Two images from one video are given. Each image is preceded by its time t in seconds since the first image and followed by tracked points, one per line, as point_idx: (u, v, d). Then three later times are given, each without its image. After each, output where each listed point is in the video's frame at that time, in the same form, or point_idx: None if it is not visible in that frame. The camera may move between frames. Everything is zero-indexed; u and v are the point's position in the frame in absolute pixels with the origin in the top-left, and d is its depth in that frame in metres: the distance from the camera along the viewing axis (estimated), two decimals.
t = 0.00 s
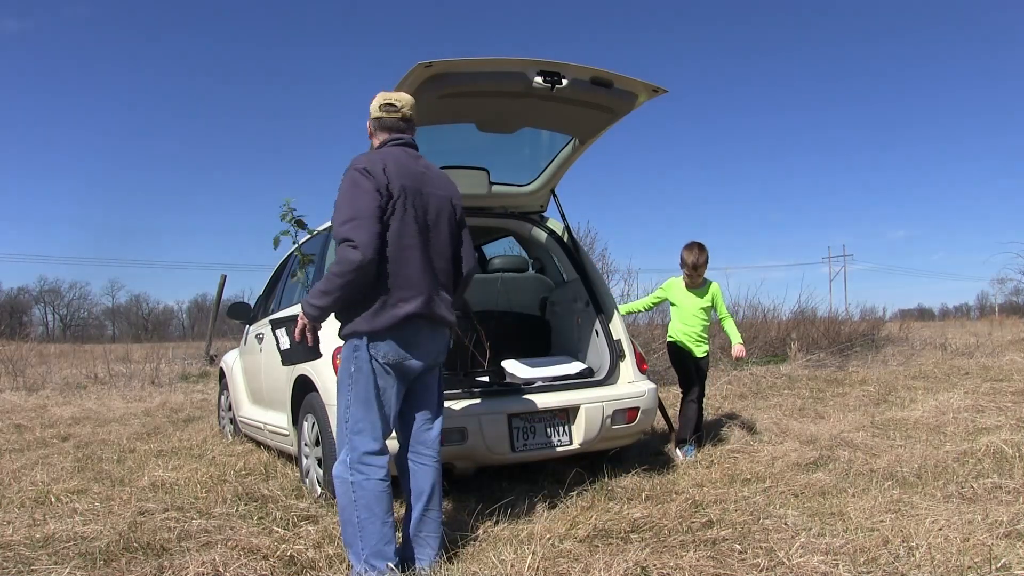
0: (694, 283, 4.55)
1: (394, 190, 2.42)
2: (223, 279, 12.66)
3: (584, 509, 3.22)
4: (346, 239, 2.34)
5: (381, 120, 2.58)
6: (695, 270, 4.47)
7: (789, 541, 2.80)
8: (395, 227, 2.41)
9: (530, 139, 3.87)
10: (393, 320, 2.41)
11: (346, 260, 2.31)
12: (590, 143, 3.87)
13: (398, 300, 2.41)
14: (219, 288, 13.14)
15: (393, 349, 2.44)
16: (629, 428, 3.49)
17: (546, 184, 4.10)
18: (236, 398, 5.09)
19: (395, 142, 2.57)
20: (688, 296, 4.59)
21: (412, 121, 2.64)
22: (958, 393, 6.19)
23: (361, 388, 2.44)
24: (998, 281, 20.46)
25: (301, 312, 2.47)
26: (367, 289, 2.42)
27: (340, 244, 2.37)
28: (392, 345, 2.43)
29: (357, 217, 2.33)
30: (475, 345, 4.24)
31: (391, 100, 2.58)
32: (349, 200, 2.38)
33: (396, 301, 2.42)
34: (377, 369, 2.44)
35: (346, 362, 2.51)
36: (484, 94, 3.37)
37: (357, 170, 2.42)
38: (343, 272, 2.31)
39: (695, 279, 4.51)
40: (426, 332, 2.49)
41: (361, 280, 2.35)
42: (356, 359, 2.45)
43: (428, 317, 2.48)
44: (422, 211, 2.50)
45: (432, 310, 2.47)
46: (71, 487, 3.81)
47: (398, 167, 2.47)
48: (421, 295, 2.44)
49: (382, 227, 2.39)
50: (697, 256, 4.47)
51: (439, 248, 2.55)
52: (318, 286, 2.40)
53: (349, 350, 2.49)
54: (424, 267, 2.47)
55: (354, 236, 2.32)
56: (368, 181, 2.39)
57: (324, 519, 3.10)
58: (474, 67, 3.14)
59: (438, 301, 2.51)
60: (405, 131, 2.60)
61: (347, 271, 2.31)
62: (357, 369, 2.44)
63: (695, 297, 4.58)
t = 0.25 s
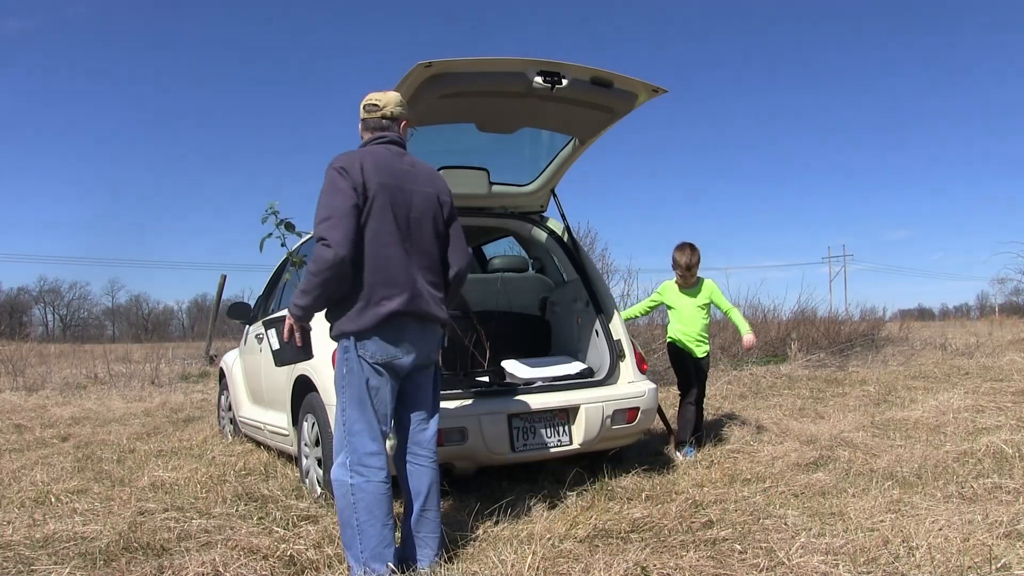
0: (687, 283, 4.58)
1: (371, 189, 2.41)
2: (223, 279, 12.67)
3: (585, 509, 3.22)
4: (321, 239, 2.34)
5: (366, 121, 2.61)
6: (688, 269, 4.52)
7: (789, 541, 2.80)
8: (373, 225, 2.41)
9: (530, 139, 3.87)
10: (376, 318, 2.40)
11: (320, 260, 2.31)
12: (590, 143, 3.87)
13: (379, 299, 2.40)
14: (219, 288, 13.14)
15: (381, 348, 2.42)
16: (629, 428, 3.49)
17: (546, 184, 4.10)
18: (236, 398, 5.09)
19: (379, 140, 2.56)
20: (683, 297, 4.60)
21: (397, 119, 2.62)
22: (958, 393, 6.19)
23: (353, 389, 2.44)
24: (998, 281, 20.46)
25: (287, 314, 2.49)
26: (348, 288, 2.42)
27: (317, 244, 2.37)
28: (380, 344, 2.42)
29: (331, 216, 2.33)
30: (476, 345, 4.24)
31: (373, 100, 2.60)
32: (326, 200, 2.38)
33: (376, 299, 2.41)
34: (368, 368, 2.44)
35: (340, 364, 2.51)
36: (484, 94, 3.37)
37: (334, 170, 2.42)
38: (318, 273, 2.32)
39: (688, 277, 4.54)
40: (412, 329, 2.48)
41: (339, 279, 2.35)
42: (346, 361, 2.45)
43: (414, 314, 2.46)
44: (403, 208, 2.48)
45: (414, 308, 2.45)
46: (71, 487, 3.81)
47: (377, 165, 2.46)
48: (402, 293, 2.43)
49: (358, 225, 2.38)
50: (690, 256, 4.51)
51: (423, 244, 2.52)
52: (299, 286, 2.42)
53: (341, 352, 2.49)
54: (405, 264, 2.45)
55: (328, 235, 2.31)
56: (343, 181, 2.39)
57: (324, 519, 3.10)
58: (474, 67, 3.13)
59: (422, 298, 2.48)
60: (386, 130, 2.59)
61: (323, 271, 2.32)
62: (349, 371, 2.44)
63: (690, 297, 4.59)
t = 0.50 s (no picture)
0: (681, 284, 4.57)
1: (359, 189, 2.41)
2: (223, 279, 12.66)
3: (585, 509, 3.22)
4: (308, 240, 2.35)
5: (360, 120, 2.62)
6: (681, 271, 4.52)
7: (789, 541, 2.80)
8: (360, 225, 2.41)
9: (529, 139, 3.87)
10: (366, 318, 2.40)
11: (307, 261, 2.32)
12: (590, 143, 3.87)
13: (367, 299, 2.41)
14: (219, 288, 13.14)
15: (372, 348, 2.42)
16: (628, 428, 3.48)
17: (546, 184, 4.09)
18: (236, 398, 5.09)
19: (372, 140, 2.57)
20: (677, 298, 4.59)
21: (391, 118, 2.62)
22: (958, 393, 6.19)
23: (347, 390, 2.45)
24: (998, 281, 20.45)
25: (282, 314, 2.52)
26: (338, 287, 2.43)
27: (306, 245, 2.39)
28: (370, 344, 2.42)
29: (318, 216, 2.34)
30: (475, 345, 4.24)
31: (368, 99, 2.61)
32: (314, 200, 2.39)
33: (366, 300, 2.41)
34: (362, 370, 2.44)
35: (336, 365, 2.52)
36: (484, 94, 3.37)
37: (323, 170, 2.42)
38: (305, 273, 2.33)
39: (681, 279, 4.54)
40: (404, 328, 2.46)
41: (327, 278, 2.36)
42: (341, 361, 2.47)
43: (404, 314, 2.45)
44: (392, 207, 2.47)
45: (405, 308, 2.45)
46: (71, 487, 3.81)
47: (365, 164, 2.45)
48: (391, 293, 2.42)
49: (346, 225, 2.39)
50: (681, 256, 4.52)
51: (414, 244, 2.51)
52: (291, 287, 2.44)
53: (337, 353, 2.51)
54: (395, 264, 2.45)
55: (315, 237, 2.32)
56: (331, 182, 2.39)
57: (324, 519, 3.10)
58: (474, 67, 3.14)
59: (413, 298, 2.47)
60: (380, 129, 2.60)
61: (310, 271, 2.33)
62: (344, 372, 2.46)
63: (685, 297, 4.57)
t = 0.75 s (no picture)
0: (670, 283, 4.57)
1: (357, 189, 2.41)
2: (223, 279, 12.66)
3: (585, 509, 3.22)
4: (306, 241, 2.35)
5: (360, 119, 2.62)
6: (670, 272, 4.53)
7: (789, 541, 2.80)
8: (358, 226, 2.41)
9: (530, 139, 3.87)
10: (364, 319, 2.40)
11: (305, 262, 2.32)
12: (590, 143, 3.86)
13: (365, 300, 2.41)
14: (219, 288, 13.13)
15: (370, 348, 2.42)
16: (629, 428, 3.48)
17: (546, 184, 4.09)
18: (236, 399, 5.09)
19: (371, 140, 2.56)
20: (668, 299, 4.57)
21: (391, 118, 2.62)
22: (958, 393, 6.19)
23: (346, 390, 2.45)
24: (999, 281, 20.46)
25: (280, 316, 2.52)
26: (337, 288, 2.43)
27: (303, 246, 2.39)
28: (368, 344, 2.42)
29: (315, 217, 2.34)
30: (475, 345, 4.24)
31: (367, 99, 2.60)
32: (312, 201, 2.39)
33: (364, 300, 2.41)
34: (361, 369, 2.44)
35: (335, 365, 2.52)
36: (483, 94, 3.37)
37: (321, 171, 2.42)
38: (303, 274, 2.33)
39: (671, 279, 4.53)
40: (402, 329, 2.47)
41: (325, 279, 2.36)
42: (340, 361, 2.47)
43: (401, 315, 2.45)
44: (390, 208, 2.47)
45: (402, 308, 2.45)
46: (71, 487, 3.81)
47: (363, 165, 2.45)
48: (389, 294, 2.42)
49: (344, 226, 2.39)
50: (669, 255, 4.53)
51: (412, 244, 2.51)
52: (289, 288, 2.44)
53: (336, 353, 2.51)
54: (392, 265, 2.45)
55: (313, 238, 2.32)
56: (329, 183, 2.39)
57: (324, 519, 3.10)
58: (474, 67, 3.14)
59: (410, 299, 2.47)
60: (380, 129, 2.59)
61: (307, 273, 2.33)
62: (343, 371, 2.46)
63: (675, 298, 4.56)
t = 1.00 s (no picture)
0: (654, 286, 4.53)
1: (359, 190, 2.41)
2: (223, 279, 12.66)
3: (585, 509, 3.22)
4: (308, 242, 2.34)
5: (361, 120, 2.62)
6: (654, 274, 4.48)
7: (789, 541, 2.80)
8: (360, 226, 2.41)
9: (530, 139, 3.87)
10: (364, 319, 2.40)
11: (307, 262, 2.32)
12: (590, 143, 3.86)
13: (366, 300, 2.40)
14: (219, 288, 13.13)
15: (370, 348, 2.42)
16: (629, 428, 3.48)
17: (546, 184, 4.09)
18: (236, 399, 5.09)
19: (372, 140, 2.56)
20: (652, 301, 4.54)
21: (392, 118, 2.62)
22: (958, 393, 6.19)
23: (347, 390, 2.45)
24: (999, 280, 20.46)
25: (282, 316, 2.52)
26: (338, 288, 2.43)
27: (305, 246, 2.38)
28: (369, 344, 2.42)
29: (317, 218, 2.34)
30: (476, 345, 4.25)
31: (369, 99, 2.60)
32: (314, 201, 2.38)
33: (366, 301, 2.41)
34: (361, 369, 2.44)
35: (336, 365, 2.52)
36: (484, 93, 3.37)
37: (324, 171, 2.42)
38: (305, 274, 2.33)
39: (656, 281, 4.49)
40: (403, 329, 2.46)
41: (327, 280, 2.36)
42: (340, 361, 2.47)
43: (402, 316, 2.45)
44: (392, 208, 2.47)
45: (403, 309, 2.44)
46: (71, 487, 3.81)
47: (365, 166, 2.45)
48: (390, 294, 2.42)
49: (346, 227, 2.39)
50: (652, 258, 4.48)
51: (413, 245, 2.51)
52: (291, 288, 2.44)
53: (336, 353, 2.52)
54: (394, 266, 2.45)
55: (315, 238, 2.32)
56: (331, 183, 2.39)
57: (324, 519, 3.10)
58: (474, 67, 3.14)
59: (412, 299, 2.47)
60: (381, 129, 2.59)
61: (310, 273, 2.33)
62: (343, 371, 2.46)
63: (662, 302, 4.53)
